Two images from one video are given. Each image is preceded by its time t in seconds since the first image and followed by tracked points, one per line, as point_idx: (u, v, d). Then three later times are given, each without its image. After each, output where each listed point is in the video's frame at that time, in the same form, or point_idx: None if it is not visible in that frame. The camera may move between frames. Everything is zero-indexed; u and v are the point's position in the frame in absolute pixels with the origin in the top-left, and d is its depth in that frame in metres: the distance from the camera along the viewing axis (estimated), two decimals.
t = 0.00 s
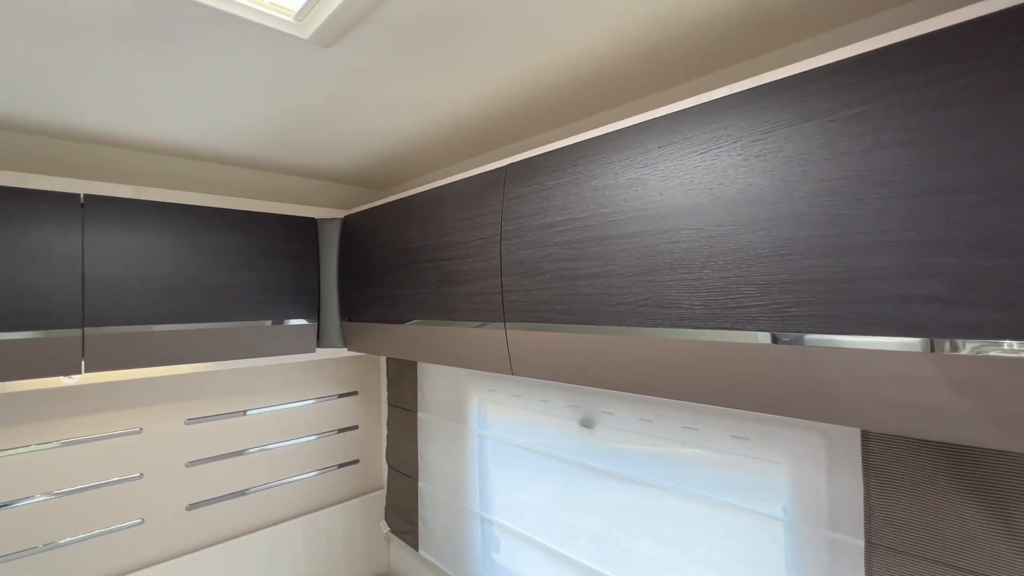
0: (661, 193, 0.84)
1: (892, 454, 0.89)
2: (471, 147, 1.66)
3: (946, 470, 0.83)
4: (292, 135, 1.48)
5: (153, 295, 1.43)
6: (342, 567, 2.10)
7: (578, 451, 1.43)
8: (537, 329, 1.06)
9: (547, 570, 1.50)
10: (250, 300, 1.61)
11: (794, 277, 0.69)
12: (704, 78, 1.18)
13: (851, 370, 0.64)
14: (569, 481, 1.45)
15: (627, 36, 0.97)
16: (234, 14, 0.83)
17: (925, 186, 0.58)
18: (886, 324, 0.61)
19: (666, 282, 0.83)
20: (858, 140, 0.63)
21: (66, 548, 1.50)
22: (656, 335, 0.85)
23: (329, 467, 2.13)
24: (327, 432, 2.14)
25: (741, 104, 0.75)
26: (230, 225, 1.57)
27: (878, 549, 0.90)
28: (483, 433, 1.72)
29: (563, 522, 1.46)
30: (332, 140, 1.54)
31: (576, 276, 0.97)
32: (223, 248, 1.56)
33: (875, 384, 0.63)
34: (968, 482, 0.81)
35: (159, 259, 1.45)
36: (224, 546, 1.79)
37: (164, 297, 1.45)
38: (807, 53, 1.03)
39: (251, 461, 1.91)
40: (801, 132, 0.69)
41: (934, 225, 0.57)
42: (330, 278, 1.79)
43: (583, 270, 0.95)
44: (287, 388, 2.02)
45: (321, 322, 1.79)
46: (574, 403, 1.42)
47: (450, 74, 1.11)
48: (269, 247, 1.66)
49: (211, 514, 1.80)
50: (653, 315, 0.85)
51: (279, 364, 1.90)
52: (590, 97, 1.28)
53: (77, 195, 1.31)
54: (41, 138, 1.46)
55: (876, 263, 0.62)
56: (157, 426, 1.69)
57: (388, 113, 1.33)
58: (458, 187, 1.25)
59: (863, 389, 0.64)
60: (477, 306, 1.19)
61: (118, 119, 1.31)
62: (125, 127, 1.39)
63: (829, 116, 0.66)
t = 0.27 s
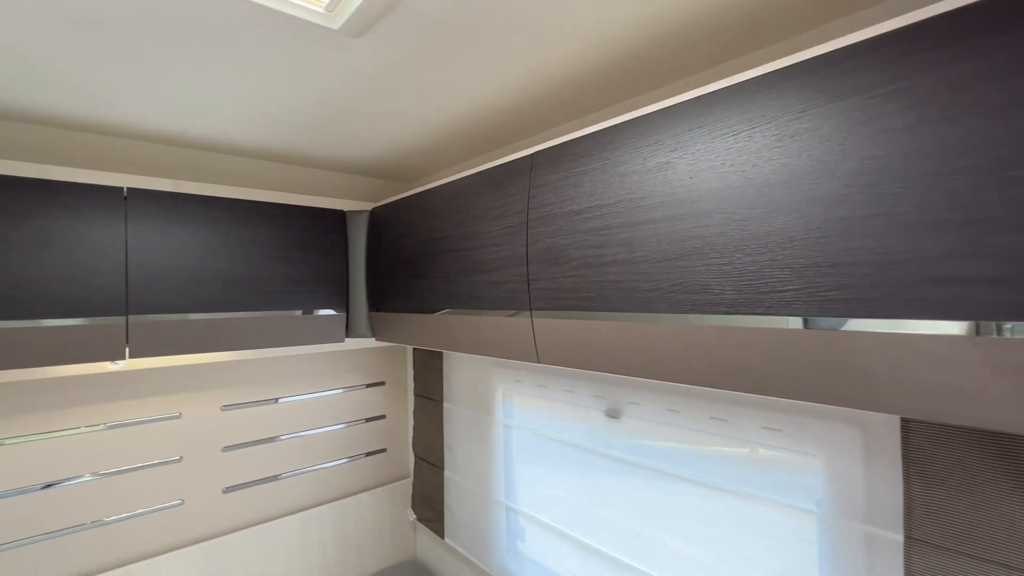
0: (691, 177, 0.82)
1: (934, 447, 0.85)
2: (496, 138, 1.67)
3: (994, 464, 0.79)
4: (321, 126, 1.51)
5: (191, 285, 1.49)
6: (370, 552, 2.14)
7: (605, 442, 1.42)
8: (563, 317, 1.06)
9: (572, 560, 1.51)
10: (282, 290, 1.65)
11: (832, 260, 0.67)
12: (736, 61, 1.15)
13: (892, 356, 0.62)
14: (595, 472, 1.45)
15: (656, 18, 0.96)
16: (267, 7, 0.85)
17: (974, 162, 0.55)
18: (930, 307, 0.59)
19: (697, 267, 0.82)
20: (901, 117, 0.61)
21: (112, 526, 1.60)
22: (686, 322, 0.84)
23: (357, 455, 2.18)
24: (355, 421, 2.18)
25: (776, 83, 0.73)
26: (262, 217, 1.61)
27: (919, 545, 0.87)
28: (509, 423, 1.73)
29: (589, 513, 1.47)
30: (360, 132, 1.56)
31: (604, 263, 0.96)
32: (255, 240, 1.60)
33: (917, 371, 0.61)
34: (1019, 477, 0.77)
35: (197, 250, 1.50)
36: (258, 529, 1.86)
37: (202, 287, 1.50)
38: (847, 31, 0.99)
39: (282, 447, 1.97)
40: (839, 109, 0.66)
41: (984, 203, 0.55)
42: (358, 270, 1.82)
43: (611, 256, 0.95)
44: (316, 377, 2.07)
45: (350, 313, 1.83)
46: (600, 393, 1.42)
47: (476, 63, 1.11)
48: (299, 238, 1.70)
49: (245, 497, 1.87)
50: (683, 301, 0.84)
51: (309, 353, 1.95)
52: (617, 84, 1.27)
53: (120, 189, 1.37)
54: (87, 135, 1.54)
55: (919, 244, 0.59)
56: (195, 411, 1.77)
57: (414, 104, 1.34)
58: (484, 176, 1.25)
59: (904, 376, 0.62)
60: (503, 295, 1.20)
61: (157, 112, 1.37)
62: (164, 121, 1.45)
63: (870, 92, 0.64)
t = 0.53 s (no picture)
0: (723, 160, 0.80)
1: (982, 442, 0.81)
2: (521, 128, 1.66)
3: None
4: (347, 118, 1.53)
5: (223, 276, 1.52)
6: (395, 542, 2.17)
7: (630, 435, 1.40)
8: (589, 306, 1.04)
9: (597, 553, 1.50)
10: (310, 281, 1.68)
11: (875, 242, 0.64)
12: (769, 42, 1.12)
13: (938, 343, 0.59)
14: (620, 465, 1.44)
15: None
16: None
17: None
18: (981, 292, 0.56)
19: (729, 254, 0.79)
20: (951, 91, 0.58)
21: (149, 508, 1.67)
22: (716, 310, 0.81)
23: (383, 445, 2.21)
24: (381, 412, 2.21)
25: (814, 60, 0.70)
26: (291, 210, 1.65)
27: (965, 545, 0.83)
28: (532, 415, 1.72)
29: (614, 506, 1.45)
30: (386, 124, 1.57)
31: (632, 251, 0.94)
32: (284, 232, 1.63)
33: (966, 359, 0.57)
34: None
35: (228, 242, 1.54)
36: (286, 516, 1.91)
37: (233, 278, 1.54)
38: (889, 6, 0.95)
39: (310, 436, 2.01)
40: (883, 86, 0.63)
41: None
42: (383, 262, 1.84)
43: (639, 244, 0.93)
44: (343, 368, 2.10)
45: (376, 304, 1.85)
46: (626, 386, 1.40)
47: (501, 50, 1.10)
48: (326, 230, 1.72)
49: (275, 484, 1.92)
50: (715, 288, 0.81)
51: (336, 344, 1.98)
52: (645, 69, 1.24)
53: (156, 183, 1.42)
54: (126, 131, 1.60)
55: (970, 225, 0.56)
56: (227, 399, 1.82)
57: (439, 94, 1.34)
58: (509, 165, 1.25)
59: (952, 365, 0.59)
60: (527, 285, 1.19)
61: (190, 106, 1.41)
62: (197, 115, 1.49)
63: (917, 66, 0.60)
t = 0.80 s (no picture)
0: (756, 136, 0.76)
1: None
2: (543, 116, 1.63)
3: None
4: (369, 106, 1.53)
5: (249, 265, 1.54)
6: (417, 532, 2.18)
7: (656, 428, 1.37)
8: (614, 292, 1.02)
9: (621, 548, 1.47)
10: (332, 271, 1.69)
11: (924, 216, 0.60)
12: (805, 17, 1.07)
13: (995, 323, 0.55)
14: (645, 459, 1.40)
15: None
16: None
17: None
18: None
19: (762, 234, 0.76)
20: (1013, 49, 0.53)
21: (179, 492, 1.71)
22: (749, 292, 0.78)
23: (404, 436, 2.22)
24: (402, 403, 2.22)
25: (857, 25, 0.66)
26: (314, 199, 1.66)
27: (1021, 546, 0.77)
28: (554, 407, 1.70)
29: (638, 501, 1.42)
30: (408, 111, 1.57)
31: (659, 233, 0.91)
32: (308, 221, 1.65)
33: None
34: None
35: (254, 231, 1.55)
36: (310, 503, 1.93)
37: (259, 267, 1.56)
38: None
39: (333, 425, 2.03)
40: (935, 47, 0.59)
41: None
42: (405, 252, 1.84)
43: (666, 226, 0.90)
44: (365, 359, 2.12)
45: (398, 295, 1.85)
46: (651, 377, 1.36)
47: (524, 29, 1.08)
48: (348, 220, 1.73)
49: (299, 472, 1.94)
50: (748, 270, 0.78)
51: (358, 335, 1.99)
52: (672, 48, 1.20)
53: (185, 172, 1.45)
54: (156, 123, 1.63)
55: None
56: (253, 387, 1.85)
57: (461, 78, 1.33)
58: (533, 150, 1.22)
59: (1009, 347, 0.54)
60: (550, 272, 1.17)
61: (216, 96, 1.43)
62: (225, 105, 1.52)
63: (973, 24, 0.56)
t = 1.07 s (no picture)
0: (794, 109, 0.72)
1: None
2: (566, 102, 1.60)
3: None
4: (391, 95, 1.53)
5: (273, 254, 1.56)
6: (438, 524, 2.18)
7: (682, 420, 1.33)
8: (640, 278, 0.99)
9: (645, 543, 1.44)
10: (355, 261, 1.70)
11: (981, 188, 0.55)
12: None
13: None
14: (670, 452, 1.36)
15: None
16: None
17: None
18: None
19: (800, 212, 0.72)
20: None
21: (206, 478, 1.74)
22: (784, 275, 0.74)
23: (425, 428, 2.22)
24: (423, 395, 2.22)
25: None
26: (337, 190, 1.66)
27: None
28: (577, 399, 1.67)
29: (664, 495, 1.39)
30: (429, 100, 1.56)
31: (689, 215, 0.88)
32: (331, 212, 1.65)
33: None
34: None
35: (278, 221, 1.56)
36: (332, 492, 1.94)
37: (283, 257, 1.57)
38: None
39: (355, 416, 2.04)
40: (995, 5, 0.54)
41: None
42: (426, 243, 1.84)
43: (696, 208, 0.86)
44: (387, 350, 2.12)
45: (419, 286, 1.85)
46: (677, 367, 1.32)
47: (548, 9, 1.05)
48: (370, 210, 1.73)
49: (322, 461, 1.96)
50: (785, 250, 0.74)
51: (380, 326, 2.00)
52: (702, 27, 1.16)
53: (212, 163, 1.46)
54: (184, 116, 1.66)
55: None
56: (277, 376, 1.87)
57: (483, 64, 1.31)
58: (556, 135, 1.20)
59: None
60: (573, 259, 1.14)
61: (241, 86, 1.45)
62: (250, 96, 1.53)
63: None
